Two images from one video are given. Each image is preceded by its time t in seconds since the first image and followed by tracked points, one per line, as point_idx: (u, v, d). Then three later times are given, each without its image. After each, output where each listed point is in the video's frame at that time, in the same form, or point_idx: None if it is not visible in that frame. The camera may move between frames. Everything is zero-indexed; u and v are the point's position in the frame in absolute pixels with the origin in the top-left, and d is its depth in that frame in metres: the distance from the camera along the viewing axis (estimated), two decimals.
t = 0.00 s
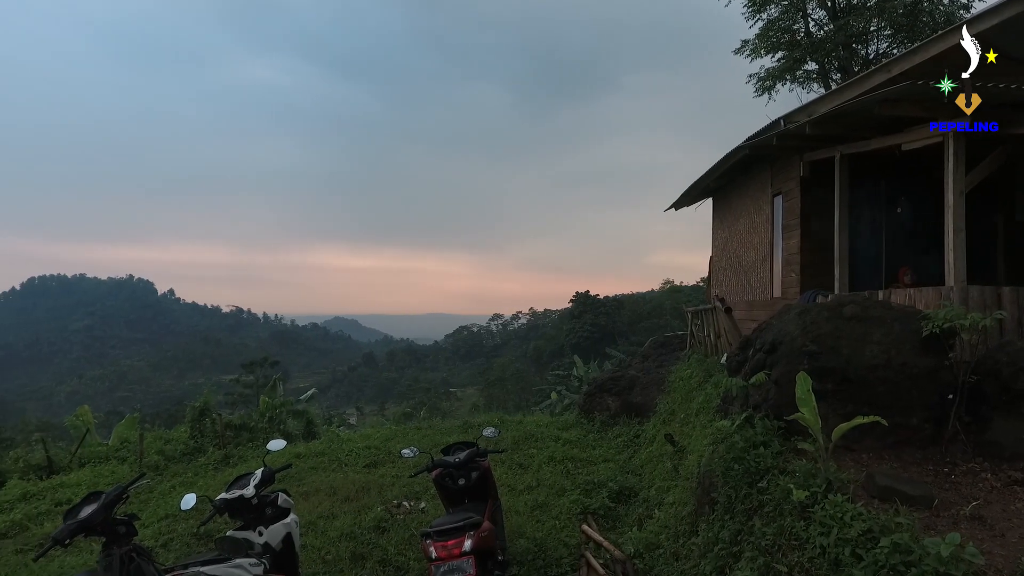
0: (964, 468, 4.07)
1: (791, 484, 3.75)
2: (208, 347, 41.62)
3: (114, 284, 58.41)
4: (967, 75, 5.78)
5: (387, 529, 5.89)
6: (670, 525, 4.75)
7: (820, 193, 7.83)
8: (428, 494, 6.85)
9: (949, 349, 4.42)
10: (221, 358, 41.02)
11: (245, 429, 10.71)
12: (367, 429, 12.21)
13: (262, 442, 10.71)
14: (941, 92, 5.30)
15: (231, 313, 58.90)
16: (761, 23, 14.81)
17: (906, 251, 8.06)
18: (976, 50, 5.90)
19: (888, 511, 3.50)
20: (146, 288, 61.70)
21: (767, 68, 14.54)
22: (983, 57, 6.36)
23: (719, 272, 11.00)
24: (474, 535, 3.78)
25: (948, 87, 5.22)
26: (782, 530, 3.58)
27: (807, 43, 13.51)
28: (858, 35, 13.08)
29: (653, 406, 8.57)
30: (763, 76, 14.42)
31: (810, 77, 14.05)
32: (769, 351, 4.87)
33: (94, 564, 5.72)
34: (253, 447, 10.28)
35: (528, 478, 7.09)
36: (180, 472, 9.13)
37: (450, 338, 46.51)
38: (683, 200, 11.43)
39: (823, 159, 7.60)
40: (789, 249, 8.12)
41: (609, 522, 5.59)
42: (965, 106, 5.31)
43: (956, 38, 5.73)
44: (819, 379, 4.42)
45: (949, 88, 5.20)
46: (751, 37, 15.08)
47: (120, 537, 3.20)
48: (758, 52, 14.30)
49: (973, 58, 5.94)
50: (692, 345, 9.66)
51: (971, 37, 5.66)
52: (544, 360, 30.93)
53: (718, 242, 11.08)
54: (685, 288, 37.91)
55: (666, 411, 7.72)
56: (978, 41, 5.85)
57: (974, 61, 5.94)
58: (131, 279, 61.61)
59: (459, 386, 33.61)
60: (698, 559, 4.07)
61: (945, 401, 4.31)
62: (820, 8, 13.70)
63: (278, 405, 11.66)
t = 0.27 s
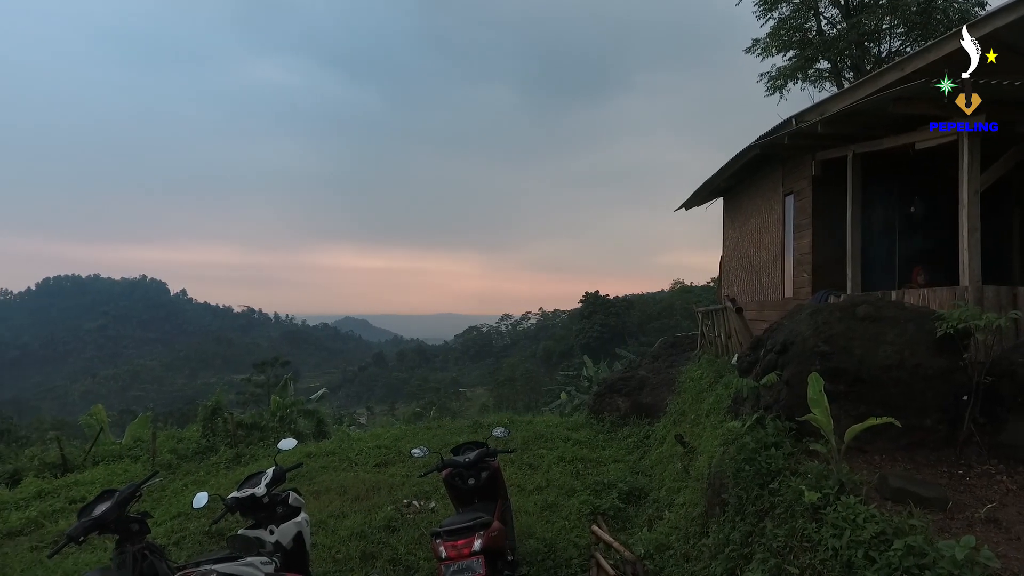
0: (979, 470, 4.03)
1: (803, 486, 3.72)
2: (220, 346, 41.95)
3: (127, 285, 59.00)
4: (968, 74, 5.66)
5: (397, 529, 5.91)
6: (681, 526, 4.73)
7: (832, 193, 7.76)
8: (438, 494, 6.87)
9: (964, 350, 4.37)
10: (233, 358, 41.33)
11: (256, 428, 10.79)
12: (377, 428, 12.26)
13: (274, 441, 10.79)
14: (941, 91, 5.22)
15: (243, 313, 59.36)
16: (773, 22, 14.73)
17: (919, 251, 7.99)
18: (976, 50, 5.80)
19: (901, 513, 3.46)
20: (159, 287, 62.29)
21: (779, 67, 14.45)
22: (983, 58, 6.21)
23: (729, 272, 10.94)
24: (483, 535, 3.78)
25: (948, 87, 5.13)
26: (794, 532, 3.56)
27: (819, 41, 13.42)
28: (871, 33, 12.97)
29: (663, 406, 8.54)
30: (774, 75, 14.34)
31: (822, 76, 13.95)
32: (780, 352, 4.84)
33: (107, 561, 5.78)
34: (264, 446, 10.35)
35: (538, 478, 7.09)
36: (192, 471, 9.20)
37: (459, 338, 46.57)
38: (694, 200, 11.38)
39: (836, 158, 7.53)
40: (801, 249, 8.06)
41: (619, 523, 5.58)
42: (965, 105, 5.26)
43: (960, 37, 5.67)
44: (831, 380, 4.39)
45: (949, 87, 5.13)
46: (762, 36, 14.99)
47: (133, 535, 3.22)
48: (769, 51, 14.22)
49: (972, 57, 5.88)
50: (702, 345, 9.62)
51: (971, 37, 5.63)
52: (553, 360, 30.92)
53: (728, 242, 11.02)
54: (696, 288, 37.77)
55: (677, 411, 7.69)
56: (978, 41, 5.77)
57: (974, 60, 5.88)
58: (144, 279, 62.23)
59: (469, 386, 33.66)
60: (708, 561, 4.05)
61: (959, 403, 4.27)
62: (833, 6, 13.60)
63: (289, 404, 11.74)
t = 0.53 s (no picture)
0: (994, 472, 3.98)
1: (814, 487, 3.70)
2: (231, 346, 42.26)
3: (140, 285, 59.54)
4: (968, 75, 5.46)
5: (407, 528, 5.92)
6: (691, 527, 4.71)
7: (845, 192, 7.70)
8: (447, 493, 6.88)
9: (979, 350, 4.32)
10: (244, 358, 41.62)
11: (267, 428, 10.86)
12: (387, 428, 12.29)
13: (284, 441, 10.85)
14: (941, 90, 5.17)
15: (254, 313, 59.78)
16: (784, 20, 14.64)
17: (932, 250, 7.91)
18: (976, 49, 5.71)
19: (915, 515, 3.43)
20: (171, 287, 62.91)
21: (790, 65, 14.35)
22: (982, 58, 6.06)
23: (740, 272, 10.88)
24: (492, 535, 3.78)
25: (949, 87, 5.08)
26: (805, 533, 3.54)
27: (831, 39, 13.32)
28: (883, 31, 12.85)
29: (673, 406, 8.51)
30: (785, 74, 14.25)
31: (834, 74, 13.84)
32: (792, 352, 4.80)
33: (120, 559, 5.84)
34: (275, 445, 10.41)
35: (547, 478, 7.09)
36: (204, 470, 9.28)
37: (469, 338, 46.63)
38: (704, 199, 11.32)
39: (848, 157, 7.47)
40: (812, 248, 8.00)
41: (629, 524, 5.57)
42: (966, 105, 5.23)
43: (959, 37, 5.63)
44: (843, 381, 4.35)
45: (949, 88, 5.10)
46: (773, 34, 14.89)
47: (146, 533, 3.24)
48: (780, 50, 14.12)
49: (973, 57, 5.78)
50: (712, 346, 9.57)
51: (971, 37, 5.58)
52: (563, 360, 30.89)
53: (739, 241, 10.95)
54: (706, 288, 37.60)
55: (687, 412, 7.66)
56: (978, 41, 5.65)
57: (975, 61, 5.77)
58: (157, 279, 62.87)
59: (478, 386, 33.68)
60: (719, 562, 4.03)
61: (974, 404, 4.22)
62: (844, 3, 13.49)
63: (300, 404, 11.81)
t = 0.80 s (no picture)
0: (1010, 473, 3.93)
1: (826, 488, 3.67)
2: (243, 346, 42.55)
3: (153, 285, 60.13)
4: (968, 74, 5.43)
5: (417, 528, 5.94)
6: (702, 528, 4.69)
7: (857, 191, 7.64)
8: (457, 493, 6.90)
9: (994, 351, 4.26)
10: (255, 358, 41.91)
11: (278, 427, 10.92)
12: (397, 428, 12.33)
13: (295, 440, 10.91)
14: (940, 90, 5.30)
15: (266, 313, 60.19)
16: (796, 17, 14.54)
17: (946, 250, 7.84)
18: (976, 50, 5.67)
19: (929, 517, 3.40)
20: (183, 287, 63.48)
21: (801, 64, 14.26)
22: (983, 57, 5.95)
23: (751, 272, 10.81)
24: (502, 535, 3.79)
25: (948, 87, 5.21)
26: (817, 535, 3.51)
27: (843, 37, 13.22)
28: (896, 29, 12.74)
29: (684, 407, 8.47)
30: (796, 73, 14.16)
31: (846, 73, 13.73)
32: (803, 352, 4.77)
33: (133, 557, 5.90)
34: (286, 444, 10.48)
35: (557, 478, 7.09)
36: (216, 469, 9.35)
37: (478, 338, 46.69)
38: (714, 199, 11.27)
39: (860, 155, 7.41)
40: (824, 248, 7.94)
41: (639, 524, 5.56)
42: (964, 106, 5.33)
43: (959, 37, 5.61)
44: (856, 381, 4.32)
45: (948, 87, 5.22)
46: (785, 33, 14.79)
47: (159, 531, 3.27)
48: (792, 48, 14.03)
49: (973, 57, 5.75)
50: (723, 346, 9.53)
51: (971, 37, 5.56)
52: (572, 360, 30.85)
53: (750, 241, 10.89)
54: (716, 288, 37.43)
55: (697, 412, 7.62)
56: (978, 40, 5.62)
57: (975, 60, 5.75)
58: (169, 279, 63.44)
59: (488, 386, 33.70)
60: (730, 563, 4.00)
61: (989, 405, 4.17)
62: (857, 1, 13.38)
63: (310, 403, 11.87)
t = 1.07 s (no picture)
0: None
1: (839, 490, 3.64)
2: (254, 346, 42.84)
3: (166, 286, 60.70)
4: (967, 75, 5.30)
5: (427, 527, 5.96)
6: (713, 529, 4.66)
7: (870, 190, 7.57)
8: (467, 493, 6.91)
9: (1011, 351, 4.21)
10: (267, 358, 42.17)
11: (290, 427, 10.99)
12: (407, 427, 12.36)
13: (307, 439, 10.98)
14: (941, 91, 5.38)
15: (277, 313, 60.60)
16: (808, 15, 14.43)
17: (961, 249, 7.74)
18: (976, 50, 5.56)
19: (944, 519, 3.36)
20: (195, 288, 64.06)
21: (813, 62, 14.15)
22: (983, 57, 5.75)
23: (762, 272, 10.74)
24: (512, 535, 3.79)
25: (948, 87, 5.29)
26: (830, 536, 3.49)
27: (856, 35, 13.10)
28: (910, 26, 12.60)
29: (695, 407, 8.44)
30: (808, 71, 14.06)
31: (859, 71, 13.62)
32: (816, 352, 4.74)
33: (147, 554, 5.97)
34: (297, 443, 10.54)
35: (567, 479, 7.09)
36: (228, 468, 9.42)
37: (488, 338, 46.71)
38: (725, 198, 11.21)
39: (873, 154, 7.34)
40: (837, 247, 7.88)
41: (649, 525, 5.54)
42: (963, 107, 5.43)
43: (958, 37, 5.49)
44: (869, 382, 4.28)
45: (949, 87, 5.29)
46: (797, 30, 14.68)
47: (172, 529, 3.28)
48: (803, 46, 13.93)
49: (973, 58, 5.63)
50: (734, 346, 9.47)
51: (971, 38, 5.46)
52: (583, 360, 30.82)
53: (762, 241, 10.82)
54: (727, 288, 37.22)
55: (709, 412, 7.59)
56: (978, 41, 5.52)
57: (975, 61, 5.63)
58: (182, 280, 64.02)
59: (498, 386, 33.73)
60: (741, 564, 3.98)
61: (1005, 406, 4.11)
62: None
63: (321, 403, 11.94)
